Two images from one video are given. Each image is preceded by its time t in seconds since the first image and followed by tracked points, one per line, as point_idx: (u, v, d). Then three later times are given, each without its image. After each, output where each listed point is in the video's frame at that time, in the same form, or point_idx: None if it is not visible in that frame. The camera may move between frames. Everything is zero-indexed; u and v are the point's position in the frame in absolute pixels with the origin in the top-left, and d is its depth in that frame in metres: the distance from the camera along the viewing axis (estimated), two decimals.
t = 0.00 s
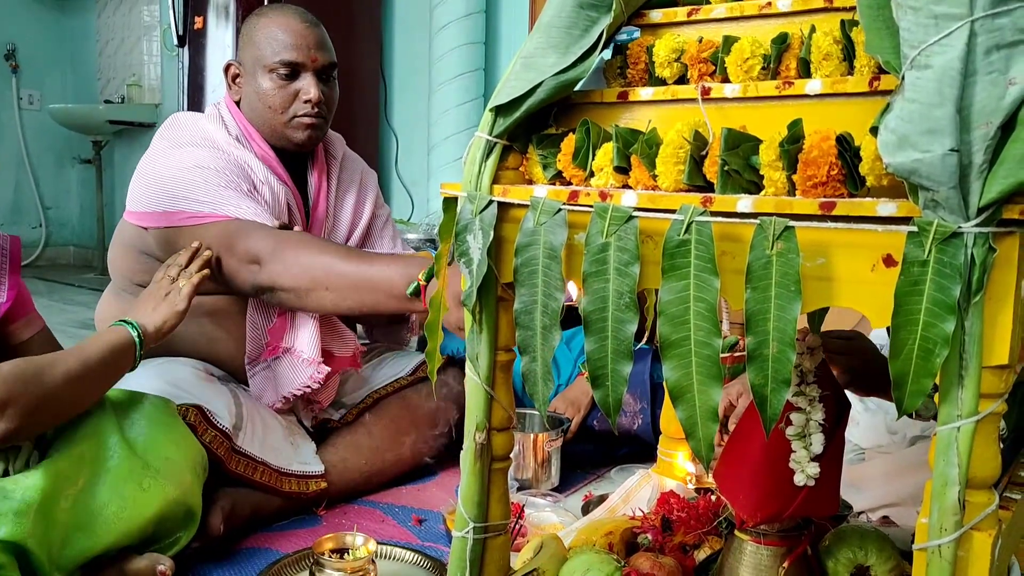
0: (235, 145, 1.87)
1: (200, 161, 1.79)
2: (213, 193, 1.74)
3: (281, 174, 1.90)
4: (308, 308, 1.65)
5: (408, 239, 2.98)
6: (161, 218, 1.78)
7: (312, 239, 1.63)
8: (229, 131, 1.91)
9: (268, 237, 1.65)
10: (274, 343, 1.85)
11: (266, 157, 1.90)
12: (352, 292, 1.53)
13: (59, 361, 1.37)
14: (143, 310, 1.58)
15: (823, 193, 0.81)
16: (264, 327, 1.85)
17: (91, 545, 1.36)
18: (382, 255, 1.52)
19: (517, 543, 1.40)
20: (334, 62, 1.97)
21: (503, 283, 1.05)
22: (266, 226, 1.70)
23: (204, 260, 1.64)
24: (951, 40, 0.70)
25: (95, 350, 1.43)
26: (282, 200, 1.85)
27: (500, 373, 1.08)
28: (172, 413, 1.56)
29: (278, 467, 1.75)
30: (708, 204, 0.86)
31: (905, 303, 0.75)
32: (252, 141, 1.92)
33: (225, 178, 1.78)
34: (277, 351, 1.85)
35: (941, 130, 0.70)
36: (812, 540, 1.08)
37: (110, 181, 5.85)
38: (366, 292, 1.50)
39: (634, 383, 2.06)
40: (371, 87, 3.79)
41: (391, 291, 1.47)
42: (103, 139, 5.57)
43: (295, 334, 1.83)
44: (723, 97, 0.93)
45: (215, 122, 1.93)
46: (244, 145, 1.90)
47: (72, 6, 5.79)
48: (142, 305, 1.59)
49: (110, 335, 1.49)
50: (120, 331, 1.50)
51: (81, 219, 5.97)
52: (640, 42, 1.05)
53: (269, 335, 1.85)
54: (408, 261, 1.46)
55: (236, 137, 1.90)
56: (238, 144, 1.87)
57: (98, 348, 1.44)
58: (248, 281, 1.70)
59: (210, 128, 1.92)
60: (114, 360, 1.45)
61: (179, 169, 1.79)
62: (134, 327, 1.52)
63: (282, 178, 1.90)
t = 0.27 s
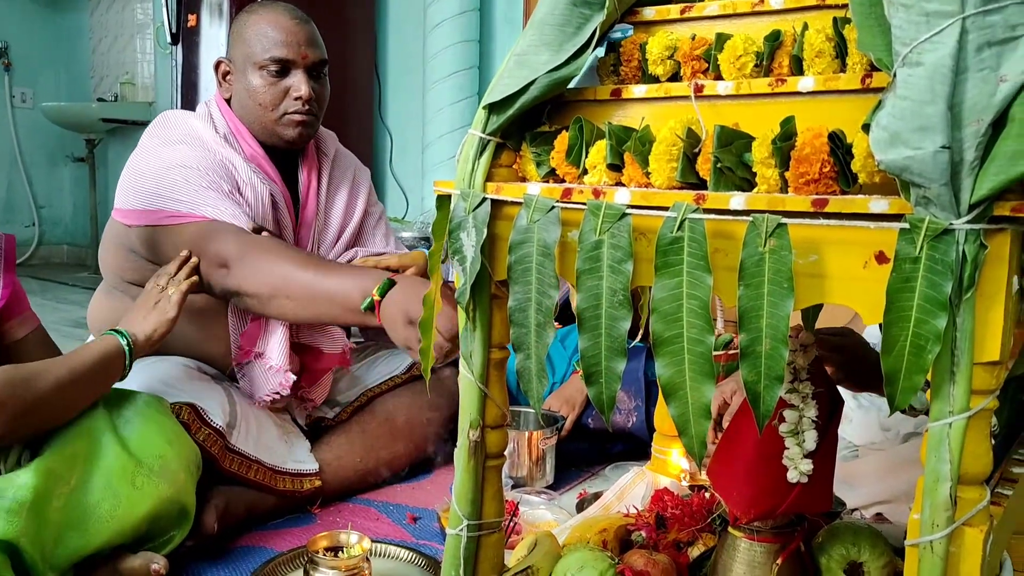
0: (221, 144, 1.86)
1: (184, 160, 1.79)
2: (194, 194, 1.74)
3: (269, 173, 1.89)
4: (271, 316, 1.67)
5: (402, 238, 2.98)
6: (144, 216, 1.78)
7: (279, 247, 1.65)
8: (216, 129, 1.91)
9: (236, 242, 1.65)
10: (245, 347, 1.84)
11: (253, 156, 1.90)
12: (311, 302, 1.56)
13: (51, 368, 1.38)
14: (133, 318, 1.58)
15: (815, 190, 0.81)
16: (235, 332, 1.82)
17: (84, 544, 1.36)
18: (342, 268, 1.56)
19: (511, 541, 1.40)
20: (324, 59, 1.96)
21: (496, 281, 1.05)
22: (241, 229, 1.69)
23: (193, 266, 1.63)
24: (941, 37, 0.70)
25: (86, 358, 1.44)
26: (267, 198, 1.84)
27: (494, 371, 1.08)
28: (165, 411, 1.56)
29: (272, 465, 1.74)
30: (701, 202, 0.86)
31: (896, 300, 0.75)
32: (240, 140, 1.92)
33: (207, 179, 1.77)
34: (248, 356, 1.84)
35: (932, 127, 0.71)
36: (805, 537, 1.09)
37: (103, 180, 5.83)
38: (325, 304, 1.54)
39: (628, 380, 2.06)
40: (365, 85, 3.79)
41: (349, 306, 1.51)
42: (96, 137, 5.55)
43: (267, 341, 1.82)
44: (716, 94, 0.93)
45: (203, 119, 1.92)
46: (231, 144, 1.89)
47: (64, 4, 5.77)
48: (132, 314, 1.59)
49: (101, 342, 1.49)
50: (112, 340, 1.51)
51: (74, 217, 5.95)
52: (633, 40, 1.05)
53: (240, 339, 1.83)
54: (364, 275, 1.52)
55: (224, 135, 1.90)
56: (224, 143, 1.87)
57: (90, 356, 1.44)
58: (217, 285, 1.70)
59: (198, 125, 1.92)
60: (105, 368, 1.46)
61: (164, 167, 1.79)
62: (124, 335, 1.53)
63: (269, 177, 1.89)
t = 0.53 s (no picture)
0: (209, 142, 1.85)
1: (169, 161, 1.78)
2: (177, 198, 1.75)
3: (259, 169, 1.89)
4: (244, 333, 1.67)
5: (396, 233, 2.97)
6: (127, 215, 1.77)
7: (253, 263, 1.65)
8: (206, 126, 1.89)
9: (212, 257, 1.66)
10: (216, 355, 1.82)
11: (244, 153, 1.90)
12: (280, 326, 1.55)
13: (31, 377, 1.38)
14: (115, 328, 1.60)
15: (808, 183, 0.81)
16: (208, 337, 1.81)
17: (75, 541, 1.35)
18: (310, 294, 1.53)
19: (505, 536, 1.40)
20: (316, 53, 1.95)
21: (489, 275, 1.04)
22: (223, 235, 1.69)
23: (173, 276, 1.64)
24: (934, 29, 0.70)
25: (67, 368, 1.44)
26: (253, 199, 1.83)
27: (486, 365, 1.07)
28: (157, 407, 1.55)
29: (265, 461, 1.74)
30: (693, 195, 0.86)
31: (889, 293, 0.75)
32: (230, 137, 1.91)
33: (193, 181, 1.76)
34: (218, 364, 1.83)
35: (925, 119, 0.71)
36: (798, 532, 1.09)
37: (97, 176, 5.81)
38: (292, 330, 1.53)
39: (622, 375, 2.06)
40: (359, 80, 3.77)
41: (315, 335, 1.49)
42: (89, 133, 5.52)
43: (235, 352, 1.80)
44: (709, 88, 0.93)
45: (194, 116, 1.91)
46: (220, 142, 1.88)
47: None
48: (113, 324, 1.61)
49: (82, 351, 1.49)
50: (94, 349, 1.51)
51: (67, 214, 5.92)
52: (626, 33, 1.04)
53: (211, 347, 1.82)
54: (332, 304, 1.49)
55: (214, 131, 1.89)
56: (213, 141, 1.85)
57: (71, 366, 1.45)
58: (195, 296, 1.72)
59: (188, 122, 1.91)
60: (85, 379, 1.46)
61: (150, 167, 1.79)
62: (105, 344, 1.53)
63: (259, 172, 1.89)
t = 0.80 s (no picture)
0: (201, 142, 1.84)
1: (159, 163, 1.77)
2: (167, 202, 1.74)
3: (251, 165, 1.88)
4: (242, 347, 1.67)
5: (390, 231, 2.97)
6: (114, 216, 1.75)
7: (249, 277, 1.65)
8: (198, 124, 1.88)
9: (207, 268, 1.67)
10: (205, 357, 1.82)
11: (235, 150, 1.88)
12: (279, 342, 1.55)
13: (31, 377, 1.39)
14: (111, 332, 1.63)
15: (801, 179, 0.81)
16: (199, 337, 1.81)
17: (68, 537, 1.35)
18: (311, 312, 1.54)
19: (499, 532, 1.40)
20: (307, 49, 1.94)
21: (483, 271, 1.04)
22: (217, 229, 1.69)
23: (170, 282, 1.68)
24: (927, 25, 0.71)
25: (66, 368, 1.45)
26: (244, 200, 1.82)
27: (481, 362, 1.07)
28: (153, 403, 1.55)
29: (259, 458, 1.74)
30: (687, 190, 0.86)
31: (881, 288, 0.75)
32: (222, 134, 1.89)
33: (183, 184, 1.76)
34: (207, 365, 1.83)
35: (918, 115, 0.71)
36: (792, 527, 1.09)
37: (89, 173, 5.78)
38: (292, 347, 1.53)
39: (616, 372, 2.07)
40: (353, 77, 3.76)
41: (315, 354, 1.50)
42: (81, 130, 5.50)
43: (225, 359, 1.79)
44: (703, 84, 0.93)
45: (185, 114, 1.90)
46: (212, 140, 1.87)
47: None
48: (109, 327, 1.64)
49: (79, 351, 1.51)
50: (91, 350, 1.53)
51: (59, 211, 5.90)
52: (620, 29, 1.04)
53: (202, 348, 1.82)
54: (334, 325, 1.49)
55: (205, 130, 1.88)
56: (204, 141, 1.84)
57: (70, 366, 1.46)
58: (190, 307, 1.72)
59: (179, 121, 1.89)
60: (83, 378, 1.47)
61: (140, 168, 1.77)
62: (101, 346, 1.55)
63: (251, 169, 1.88)
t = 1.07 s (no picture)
0: (194, 138, 1.84)
1: (156, 160, 1.77)
2: (168, 198, 1.73)
3: (245, 161, 1.88)
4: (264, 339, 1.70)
5: (385, 228, 2.97)
6: (114, 215, 1.75)
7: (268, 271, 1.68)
8: (190, 121, 1.88)
9: (225, 264, 1.67)
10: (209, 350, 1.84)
11: (229, 146, 1.88)
12: (308, 331, 1.59)
13: (32, 371, 1.39)
14: (113, 327, 1.60)
15: (795, 175, 0.81)
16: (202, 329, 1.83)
17: (62, 533, 1.33)
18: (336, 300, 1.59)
19: (494, 529, 1.40)
20: (296, 44, 1.94)
21: (477, 267, 1.04)
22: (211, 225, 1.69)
23: (176, 283, 1.67)
24: (920, 22, 0.71)
25: (67, 363, 1.45)
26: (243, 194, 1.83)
27: (476, 359, 1.07)
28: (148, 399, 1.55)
29: (254, 455, 1.73)
30: (682, 186, 0.87)
31: (874, 285, 0.75)
32: (215, 130, 1.89)
33: (179, 179, 1.76)
34: (210, 358, 1.85)
35: (910, 111, 0.71)
36: (786, 523, 1.09)
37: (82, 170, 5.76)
38: (321, 335, 1.57)
39: (610, 369, 2.07)
40: (347, 74, 3.76)
41: (347, 339, 1.54)
42: (75, 127, 5.48)
43: (234, 348, 1.83)
44: (697, 81, 0.93)
45: (177, 111, 1.90)
46: (205, 136, 1.86)
47: None
48: (110, 321, 1.60)
49: (82, 344, 1.51)
50: (94, 344, 1.53)
51: (53, 208, 5.87)
52: (614, 26, 1.05)
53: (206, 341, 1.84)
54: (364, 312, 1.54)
55: (198, 126, 1.88)
56: (197, 137, 1.84)
57: (70, 361, 1.46)
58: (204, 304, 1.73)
59: (170, 118, 1.89)
60: (84, 373, 1.47)
61: (136, 165, 1.77)
62: (104, 339, 1.55)
63: (245, 165, 1.87)
